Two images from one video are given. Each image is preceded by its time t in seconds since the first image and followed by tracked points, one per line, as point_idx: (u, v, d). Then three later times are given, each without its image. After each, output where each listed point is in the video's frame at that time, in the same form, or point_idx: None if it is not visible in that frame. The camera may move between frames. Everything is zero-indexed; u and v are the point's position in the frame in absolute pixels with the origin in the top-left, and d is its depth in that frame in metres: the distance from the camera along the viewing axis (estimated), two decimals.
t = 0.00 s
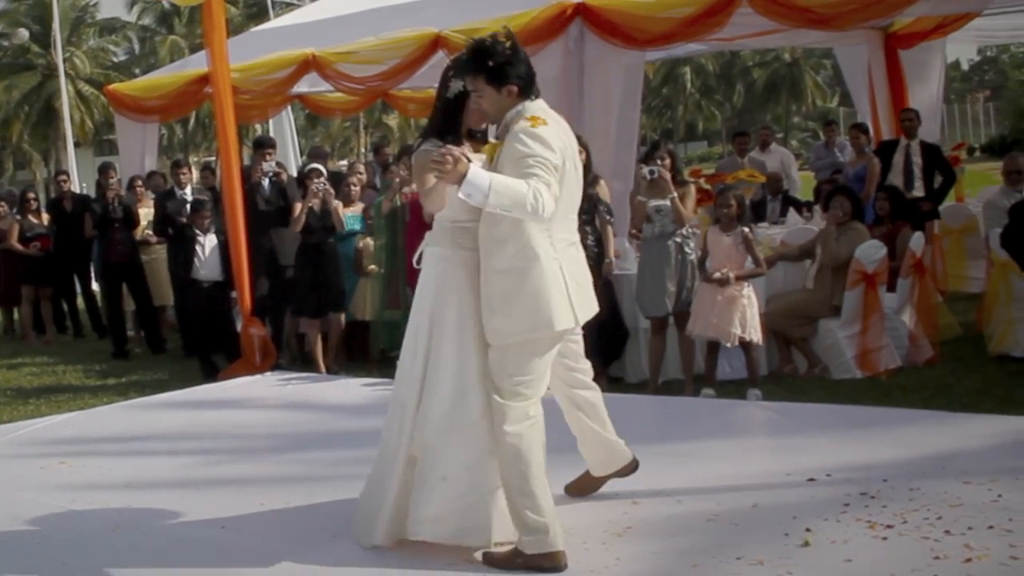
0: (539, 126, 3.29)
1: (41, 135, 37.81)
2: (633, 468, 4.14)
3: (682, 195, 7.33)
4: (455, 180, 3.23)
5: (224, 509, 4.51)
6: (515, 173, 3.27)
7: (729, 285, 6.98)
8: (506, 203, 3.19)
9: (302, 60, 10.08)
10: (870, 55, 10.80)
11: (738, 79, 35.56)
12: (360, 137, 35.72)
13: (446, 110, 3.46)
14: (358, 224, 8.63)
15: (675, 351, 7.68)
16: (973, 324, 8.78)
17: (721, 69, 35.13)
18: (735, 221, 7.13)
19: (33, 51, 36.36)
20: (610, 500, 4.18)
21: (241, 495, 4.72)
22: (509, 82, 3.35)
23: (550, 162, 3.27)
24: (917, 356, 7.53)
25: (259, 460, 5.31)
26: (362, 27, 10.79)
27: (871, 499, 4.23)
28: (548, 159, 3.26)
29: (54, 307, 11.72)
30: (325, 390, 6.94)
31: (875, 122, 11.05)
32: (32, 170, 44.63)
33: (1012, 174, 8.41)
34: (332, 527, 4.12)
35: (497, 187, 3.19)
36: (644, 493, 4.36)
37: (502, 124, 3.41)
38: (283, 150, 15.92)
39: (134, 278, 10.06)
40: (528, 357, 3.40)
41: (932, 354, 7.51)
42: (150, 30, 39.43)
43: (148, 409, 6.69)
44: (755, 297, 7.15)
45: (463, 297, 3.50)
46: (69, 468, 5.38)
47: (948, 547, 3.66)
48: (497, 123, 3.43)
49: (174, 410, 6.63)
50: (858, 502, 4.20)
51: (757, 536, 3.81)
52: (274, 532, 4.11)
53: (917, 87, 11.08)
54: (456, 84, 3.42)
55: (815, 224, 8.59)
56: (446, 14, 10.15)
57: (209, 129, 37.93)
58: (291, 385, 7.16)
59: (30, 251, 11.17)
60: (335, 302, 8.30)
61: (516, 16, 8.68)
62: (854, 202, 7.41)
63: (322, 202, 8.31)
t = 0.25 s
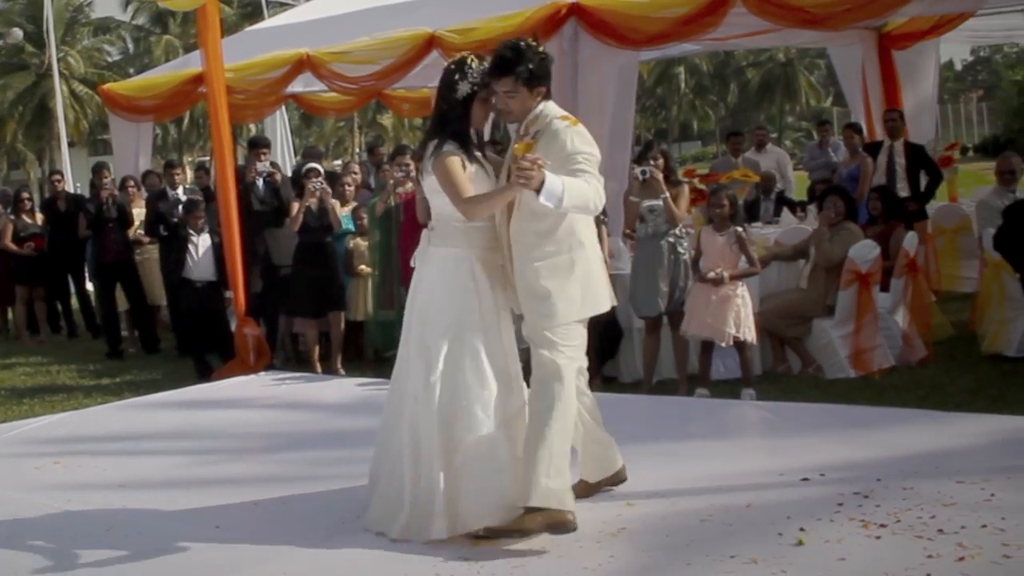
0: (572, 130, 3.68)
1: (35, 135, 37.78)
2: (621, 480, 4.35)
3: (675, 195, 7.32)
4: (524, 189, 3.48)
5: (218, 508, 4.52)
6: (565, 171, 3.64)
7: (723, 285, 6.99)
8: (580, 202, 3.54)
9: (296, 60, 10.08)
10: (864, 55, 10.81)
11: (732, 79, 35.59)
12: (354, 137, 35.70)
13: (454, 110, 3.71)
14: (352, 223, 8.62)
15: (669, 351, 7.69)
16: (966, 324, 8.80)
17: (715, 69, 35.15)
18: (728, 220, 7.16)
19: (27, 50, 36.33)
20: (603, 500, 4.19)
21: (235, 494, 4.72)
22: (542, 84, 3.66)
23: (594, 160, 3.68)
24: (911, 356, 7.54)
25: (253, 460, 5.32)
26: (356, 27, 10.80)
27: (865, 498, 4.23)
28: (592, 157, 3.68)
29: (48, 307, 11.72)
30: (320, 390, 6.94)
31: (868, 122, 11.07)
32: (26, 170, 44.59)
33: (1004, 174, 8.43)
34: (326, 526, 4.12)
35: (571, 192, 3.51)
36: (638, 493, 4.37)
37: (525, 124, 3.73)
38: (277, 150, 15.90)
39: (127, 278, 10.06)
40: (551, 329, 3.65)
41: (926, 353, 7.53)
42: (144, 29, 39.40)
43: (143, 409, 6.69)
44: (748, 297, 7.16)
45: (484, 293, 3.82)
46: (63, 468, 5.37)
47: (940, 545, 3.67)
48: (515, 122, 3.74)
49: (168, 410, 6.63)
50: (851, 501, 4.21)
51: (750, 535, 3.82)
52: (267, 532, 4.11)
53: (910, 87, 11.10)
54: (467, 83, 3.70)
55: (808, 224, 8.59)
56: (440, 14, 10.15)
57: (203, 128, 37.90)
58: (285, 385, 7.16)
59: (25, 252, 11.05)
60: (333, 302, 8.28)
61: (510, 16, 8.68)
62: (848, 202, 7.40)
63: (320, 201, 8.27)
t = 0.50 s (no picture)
0: (598, 115, 3.88)
1: (25, 135, 37.74)
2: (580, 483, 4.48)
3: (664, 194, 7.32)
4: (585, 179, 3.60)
5: (207, 506, 4.52)
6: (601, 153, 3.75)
7: (711, 285, 7.02)
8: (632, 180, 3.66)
9: (286, 59, 10.08)
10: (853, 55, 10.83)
11: (722, 79, 35.62)
12: (345, 136, 35.70)
13: (465, 104, 3.80)
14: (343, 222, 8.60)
15: (658, 350, 7.69)
16: (954, 323, 8.82)
17: (705, 68, 35.20)
18: (717, 219, 7.17)
19: (17, 50, 36.29)
20: (592, 499, 4.19)
21: (225, 493, 4.72)
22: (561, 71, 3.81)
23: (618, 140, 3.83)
24: (899, 355, 7.56)
25: (242, 459, 5.32)
26: (346, 27, 10.80)
27: (853, 497, 4.25)
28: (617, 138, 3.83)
29: (38, 307, 11.71)
30: (309, 389, 6.95)
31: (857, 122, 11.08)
32: (18, 170, 44.55)
33: (992, 174, 8.45)
34: (316, 524, 4.13)
35: (625, 174, 3.64)
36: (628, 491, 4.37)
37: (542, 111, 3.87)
38: (267, 150, 15.89)
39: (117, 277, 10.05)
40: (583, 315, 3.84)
41: (913, 353, 7.55)
42: (135, 29, 39.39)
43: (132, 409, 6.69)
44: (737, 296, 7.18)
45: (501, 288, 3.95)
46: (52, 467, 5.38)
47: (929, 544, 3.68)
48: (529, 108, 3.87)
49: (156, 410, 6.63)
50: (840, 500, 4.22)
51: (738, 534, 3.83)
52: (256, 531, 4.11)
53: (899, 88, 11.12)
54: (477, 78, 3.79)
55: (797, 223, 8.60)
56: (430, 13, 10.16)
57: (194, 128, 37.87)
58: (275, 384, 7.16)
59: (13, 251, 11.09)
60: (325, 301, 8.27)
61: (500, 15, 8.68)
62: (837, 201, 7.43)
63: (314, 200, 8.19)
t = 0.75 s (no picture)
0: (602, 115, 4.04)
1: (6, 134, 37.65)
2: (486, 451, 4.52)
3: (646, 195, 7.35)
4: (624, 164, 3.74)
5: (190, 506, 4.53)
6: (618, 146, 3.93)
7: (692, 285, 7.05)
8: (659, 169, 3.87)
9: (268, 60, 10.09)
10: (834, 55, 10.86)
11: (703, 79, 35.67)
12: (327, 136, 35.68)
13: (471, 100, 3.83)
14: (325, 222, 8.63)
15: (640, 350, 7.71)
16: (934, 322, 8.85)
17: (687, 69, 35.27)
18: (697, 220, 7.18)
19: None
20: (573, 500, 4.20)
21: (207, 494, 4.73)
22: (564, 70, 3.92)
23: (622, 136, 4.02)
24: (879, 355, 7.59)
25: (224, 459, 5.33)
26: (329, 27, 10.81)
27: (833, 496, 4.27)
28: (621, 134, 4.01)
29: (19, 307, 11.70)
30: (291, 389, 6.97)
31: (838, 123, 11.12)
32: None
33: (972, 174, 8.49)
34: (299, 524, 4.13)
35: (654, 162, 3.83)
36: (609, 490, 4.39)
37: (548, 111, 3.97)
38: (249, 150, 15.89)
39: (99, 277, 10.05)
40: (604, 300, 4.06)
41: (893, 352, 7.59)
42: (116, 29, 39.33)
43: (113, 409, 6.69)
44: (718, 295, 7.21)
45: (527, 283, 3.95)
46: (34, 468, 5.38)
47: (909, 542, 3.71)
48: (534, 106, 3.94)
49: (138, 410, 6.63)
50: (820, 499, 4.24)
51: (720, 533, 3.84)
52: (239, 531, 4.11)
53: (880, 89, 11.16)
54: (480, 74, 3.84)
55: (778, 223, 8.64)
56: (413, 14, 10.17)
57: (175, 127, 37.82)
58: (257, 384, 7.17)
59: None
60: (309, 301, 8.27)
61: (483, 15, 8.70)
62: (817, 201, 7.44)
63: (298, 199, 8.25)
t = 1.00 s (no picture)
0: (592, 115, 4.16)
1: None
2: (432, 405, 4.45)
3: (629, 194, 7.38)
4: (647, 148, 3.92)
5: (174, 506, 4.53)
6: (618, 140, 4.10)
7: (675, 285, 7.08)
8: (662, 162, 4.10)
9: (252, 60, 10.08)
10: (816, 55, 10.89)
11: (687, 80, 35.71)
12: (311, 136, 35.67)
13: (498, 94, 3.81)
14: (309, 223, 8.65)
15: (623, 350, 7.73)
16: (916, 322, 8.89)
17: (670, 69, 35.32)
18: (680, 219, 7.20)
19: None
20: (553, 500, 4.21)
21: (191, 494, 4.74)
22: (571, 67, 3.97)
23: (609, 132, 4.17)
24: (861, 354, 7.61)
25: (208, 459, 5.33)
26: (313, 27, 10.81)
27: (816, 495, 4.28)
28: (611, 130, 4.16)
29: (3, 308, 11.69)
30: (275, 388, 6.99)
31: (821, 123, 11.14)
32: None
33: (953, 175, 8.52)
34: (283, 525, 4.13)
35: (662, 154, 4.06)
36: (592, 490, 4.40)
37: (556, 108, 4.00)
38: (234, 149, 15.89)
39: (82, 278, 10.05)
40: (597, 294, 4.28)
41: (876, 352, 7.59)
42: (100, 28, 39.29)
43: (96, 410, 6.69)
44: (701, 295, 7.23)
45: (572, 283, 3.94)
46: (17, 468, 5.38)
47: (890, 541, 3.72)
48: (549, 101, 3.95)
49: (121, 410, 6.63)
50: (802, 498, 4.26)
51: (701, 531, 3.86)
52: (221, 531, 4.11)
53: (863, 89, 11.19)
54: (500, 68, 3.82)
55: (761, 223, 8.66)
56: (397, 14, 10.18)
57: (159, 127, 37.78)
58: (241, 385, 7.17)
59: None
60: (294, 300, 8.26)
61: (467, 15, 8.70)
62: (798, 201, 7.46)
63: (285, 199, 8.36)
